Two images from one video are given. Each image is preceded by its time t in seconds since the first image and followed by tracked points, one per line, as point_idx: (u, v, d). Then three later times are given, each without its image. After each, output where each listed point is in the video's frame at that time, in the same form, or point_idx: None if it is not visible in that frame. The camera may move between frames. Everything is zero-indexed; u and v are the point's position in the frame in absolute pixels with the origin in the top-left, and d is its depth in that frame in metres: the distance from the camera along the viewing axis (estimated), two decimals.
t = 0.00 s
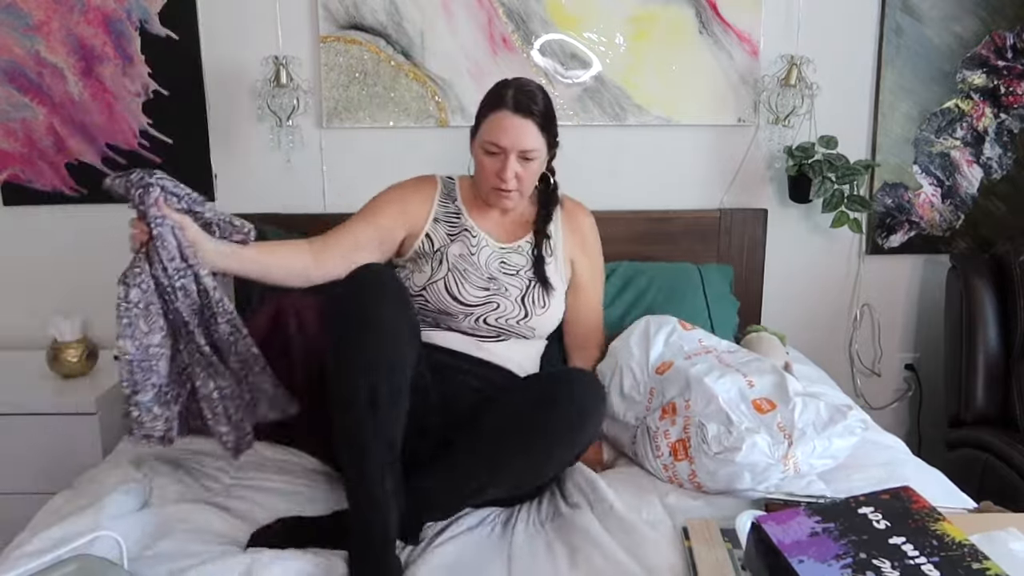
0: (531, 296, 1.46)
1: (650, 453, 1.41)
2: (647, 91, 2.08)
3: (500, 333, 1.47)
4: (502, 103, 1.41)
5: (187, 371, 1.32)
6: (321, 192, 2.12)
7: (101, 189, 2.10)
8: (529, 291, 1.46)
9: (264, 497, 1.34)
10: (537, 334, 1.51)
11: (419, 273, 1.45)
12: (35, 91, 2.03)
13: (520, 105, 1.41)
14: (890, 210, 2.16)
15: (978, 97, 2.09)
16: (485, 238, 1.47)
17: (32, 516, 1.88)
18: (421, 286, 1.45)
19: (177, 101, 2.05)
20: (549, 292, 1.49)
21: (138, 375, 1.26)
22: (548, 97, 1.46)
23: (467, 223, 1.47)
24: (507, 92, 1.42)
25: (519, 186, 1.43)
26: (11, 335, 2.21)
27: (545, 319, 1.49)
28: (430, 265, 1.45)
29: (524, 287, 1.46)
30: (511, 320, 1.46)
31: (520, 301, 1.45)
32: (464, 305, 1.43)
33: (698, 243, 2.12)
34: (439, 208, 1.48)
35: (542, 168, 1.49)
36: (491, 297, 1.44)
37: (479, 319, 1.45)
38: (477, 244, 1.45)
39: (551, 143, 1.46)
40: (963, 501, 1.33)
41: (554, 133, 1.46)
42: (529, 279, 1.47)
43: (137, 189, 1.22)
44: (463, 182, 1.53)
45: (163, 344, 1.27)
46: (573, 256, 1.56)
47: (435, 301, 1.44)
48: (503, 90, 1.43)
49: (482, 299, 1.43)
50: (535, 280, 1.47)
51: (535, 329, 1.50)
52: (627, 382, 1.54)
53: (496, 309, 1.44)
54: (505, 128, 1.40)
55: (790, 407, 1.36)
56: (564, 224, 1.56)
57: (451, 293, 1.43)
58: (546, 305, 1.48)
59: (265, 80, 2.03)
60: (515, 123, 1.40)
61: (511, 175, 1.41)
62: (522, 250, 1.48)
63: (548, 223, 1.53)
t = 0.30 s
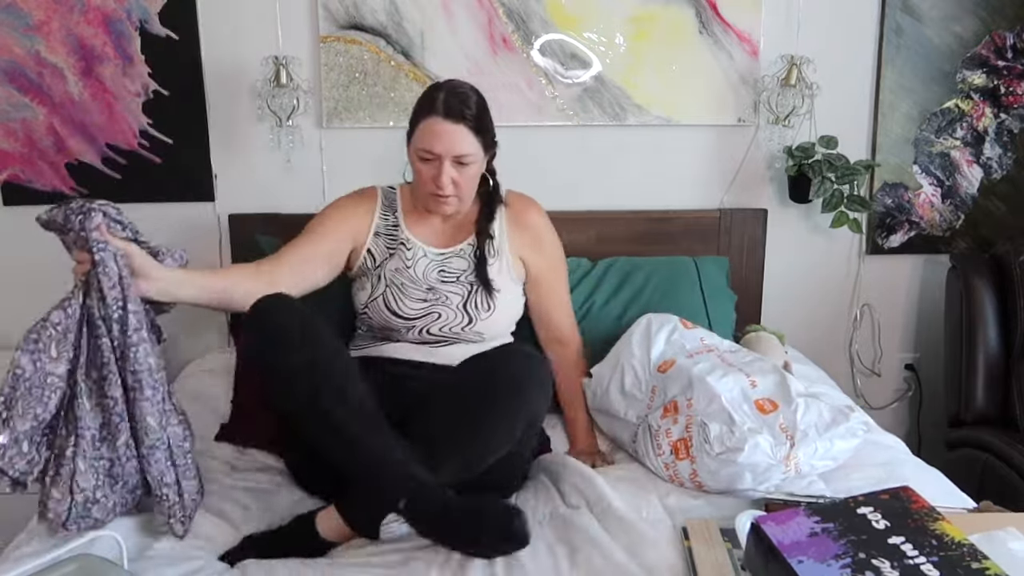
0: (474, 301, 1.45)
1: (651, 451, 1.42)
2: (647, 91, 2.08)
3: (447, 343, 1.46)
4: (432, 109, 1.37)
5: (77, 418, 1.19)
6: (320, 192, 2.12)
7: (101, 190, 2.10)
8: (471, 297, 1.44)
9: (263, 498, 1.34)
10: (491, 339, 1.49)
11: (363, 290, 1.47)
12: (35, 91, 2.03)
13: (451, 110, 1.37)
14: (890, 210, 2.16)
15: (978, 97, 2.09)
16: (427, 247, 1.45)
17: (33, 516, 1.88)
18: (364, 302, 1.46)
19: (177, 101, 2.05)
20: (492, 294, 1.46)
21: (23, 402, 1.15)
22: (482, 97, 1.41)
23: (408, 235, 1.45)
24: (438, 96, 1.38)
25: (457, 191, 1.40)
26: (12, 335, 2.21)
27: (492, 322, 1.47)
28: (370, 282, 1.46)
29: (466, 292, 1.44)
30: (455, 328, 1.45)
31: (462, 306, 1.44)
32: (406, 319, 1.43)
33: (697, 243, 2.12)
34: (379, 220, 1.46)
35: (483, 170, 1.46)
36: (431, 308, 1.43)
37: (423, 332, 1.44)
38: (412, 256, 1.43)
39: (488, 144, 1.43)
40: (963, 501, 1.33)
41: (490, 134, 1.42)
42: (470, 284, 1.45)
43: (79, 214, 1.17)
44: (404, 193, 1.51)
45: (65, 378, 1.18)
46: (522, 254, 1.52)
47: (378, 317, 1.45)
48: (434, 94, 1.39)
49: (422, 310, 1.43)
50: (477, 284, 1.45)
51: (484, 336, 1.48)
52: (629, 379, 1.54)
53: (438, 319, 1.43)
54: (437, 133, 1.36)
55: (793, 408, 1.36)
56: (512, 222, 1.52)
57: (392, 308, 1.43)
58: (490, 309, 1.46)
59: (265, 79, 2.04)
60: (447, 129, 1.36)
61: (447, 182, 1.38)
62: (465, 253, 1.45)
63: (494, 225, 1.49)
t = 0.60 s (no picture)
0: (448, 311, 1.41)
1: (653, 448, 1.42)
2: (647, 91, 2.08)
3: (427, 355, 1.43)
4: (385, 113, 1.31)
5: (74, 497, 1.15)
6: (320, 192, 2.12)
7: (101, 190, 2.10)
8: (444, 307, 1.41)
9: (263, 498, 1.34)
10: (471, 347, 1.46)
11: (334, 307, 1.44)
12: (35, 91, 2.03)
13: (405, 113, 1.31)
14: (890, 210, 2.16)
15: (978, 97, 2.09)
16: (393, 258, 1.41)
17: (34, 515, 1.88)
18: (337, 321, 1.44)
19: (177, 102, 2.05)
20: (465, 301, 1.42)
21: (25, 489, 1.14)
22: (438, 96, 1.35)
23: (374, 247, 1.41)
24: (392, 98, 1.32)
25: (419, 197, 1.36)
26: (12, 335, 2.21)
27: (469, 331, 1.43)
28: (340, 299, 1.43)
29: (438, 303, 1.40)
30: (430, 341, 1.42)
31: (435, 317, 1.40)
32: (380, 335, 1.41)
33: (697, 243, 2.12)
34: (341, 233, 1.43)
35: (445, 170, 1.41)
36: (404, 322, 1.40)
37: (398, 347, 1.42)
38: (379, 269, 1.40)
39: (449, 145, 1.37)
40: (963, 501, 1.33)
41: (451, 134, 1.37)
42: (442, 294, 1.41)
43: (39, 313, 1.10)
44: (367, 199, 1.47)
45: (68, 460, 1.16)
46: (501, 253, 1.49)
47: (352, 334, 1.43)
48: (387, 97, 1.33)
49: (394, 325, 1.40)
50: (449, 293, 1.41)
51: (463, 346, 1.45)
52: (631, 376, 1.55)
53: (412, 333, 1.40)
54: (391, 140, 1.31)
55: (796, 409, 1.36)
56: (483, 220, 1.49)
57: (364, 325, 1.41)
58: (465, 317, 1.42)
59: (265, 80, 2.04)
60: (403, 134, 1.31)
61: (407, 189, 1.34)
62: (434, 261, 1.41)
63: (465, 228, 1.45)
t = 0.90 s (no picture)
0: (439, 334, 1.37)
1: (653, 448, 1.42)
2: (647, 91, 2.08)
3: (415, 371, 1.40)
4: (379, 114, 1.27)
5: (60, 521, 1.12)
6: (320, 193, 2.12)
7: (101, 190, 2.10)
8: (436, 330, 1.36)
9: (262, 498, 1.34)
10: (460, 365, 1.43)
11: (319, 323, 1.40)
12: (35, 91, 2.03)
13: (401, 115, 1.27)
14: (890, 210, 2.16)
15: (978, 97, 2.09)
16: (384, 276, 1.36)
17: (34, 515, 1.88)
18: (323, 337, 1.40)
19: (177, 102, 2.05)
20: (456, 322, 1.37)
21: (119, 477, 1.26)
22: (434, 96, 1.31)
23: (363, 265, 1.36)
24: (386, 99, 1.28)
25: (415, 204, 1.31)
26: (12, 335, 2.21)
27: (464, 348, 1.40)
28: (326, 316, 1.39)
29: (429, 326, 1.36)
30: (420, 364, 1.38)
31: (426, 341, 1.36)
32: (368, 357, 1.37)
33: (697, 243, 2.12)
34: (326, 249, 1.38)
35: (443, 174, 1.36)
36: (392, 346, 1.36)
37: (386, 369, 1.39)
38: (367, 290, 1.35)
39: (446, 148, 1.33)
40: (963, 501, 1.33)
41: (448, 136, 1.33)
42: (432, 316, 1.36)
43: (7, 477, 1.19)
44: (355, 207, 1.42)
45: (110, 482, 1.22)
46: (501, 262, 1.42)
47: (338, 352, 1.40)
48: (379, 95, 1.28)
49: (383, 348, 1.36)
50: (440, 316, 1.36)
51: (454, 364, 1.41)
52: (632, 374, 1.55)
53: (402, 356, 1.37)
54: (387, 141, 1.26)
55: (796, 409, 1.36)
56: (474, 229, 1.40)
57: (351, 347, 1.37)
58: (457, 340, 1.38)
59: (265, 79, 2.03)
60: (397, 136, 1.26)
61: (404, 196, 1.29)
62: (425, 278, 1.36)
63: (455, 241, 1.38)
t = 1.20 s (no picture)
0: (453, 375, 1.27)
1: (653, 448, 1.42)
2: (647, 91, 2.08)
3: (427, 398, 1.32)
4: (399, 132, 1.14)
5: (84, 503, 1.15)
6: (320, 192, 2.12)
7: (101, 190, 2.10)
8: (450, 371, 1.26)
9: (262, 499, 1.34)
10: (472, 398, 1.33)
11: (324, 347, 1.30)
12: (35, 91, 2.03)
13: (425, 134, 1.13)
14: (890, 210, 2.16)
15: (978, 97, 2.09)
16: (397, 311, 1.24)
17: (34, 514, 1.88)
18: (328, 361, 1.30)
19: (177, 102, 2.05)
20: (473, 363, 1.26)
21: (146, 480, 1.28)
22: (463, 112, 1.17)
23: (375, 298, 1.23)
24: (409, 115, 1.14)
25: (436, 233, 1.18)
26: (12, 334, 2.21)
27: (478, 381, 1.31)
28: (333, 344, 1.28)
29: (443, 365, 1.25)
30: (431, 400, 1.30)
31: (439, 381, 1.27)
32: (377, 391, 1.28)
33: (697, 243, 2.13)
34: (335, 271, 1.25)
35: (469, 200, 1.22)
36: (404, 382, 1.27)
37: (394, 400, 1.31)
38: (380, 325, 1.23)
39: (474, 170, 1.19)
40: (963, 501, 1.33)
41: (476, 158, 1.19)
42: (448, 356, 1.25)
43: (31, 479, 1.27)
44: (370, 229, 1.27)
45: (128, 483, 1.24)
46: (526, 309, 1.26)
47: (344, 378, 1.30)
48: (400, 110, 1.15)
49: (394, 384, 1.27)
50: (456, 356, 1.25)
51: (465, 399, 1.32)
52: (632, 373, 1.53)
53: (413, 392, 1.29)
54: (407, 163, 1.13)
55: (796, 410, 1.36)
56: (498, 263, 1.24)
57: (360, 378, 1.28)
58: (471, 379, 1.28)
59: (265, 79, 2.03)
60: (421, 158, 1.13)
61: (424, 223, 1.15)
62: (443, 316, 1.23)
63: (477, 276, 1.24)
